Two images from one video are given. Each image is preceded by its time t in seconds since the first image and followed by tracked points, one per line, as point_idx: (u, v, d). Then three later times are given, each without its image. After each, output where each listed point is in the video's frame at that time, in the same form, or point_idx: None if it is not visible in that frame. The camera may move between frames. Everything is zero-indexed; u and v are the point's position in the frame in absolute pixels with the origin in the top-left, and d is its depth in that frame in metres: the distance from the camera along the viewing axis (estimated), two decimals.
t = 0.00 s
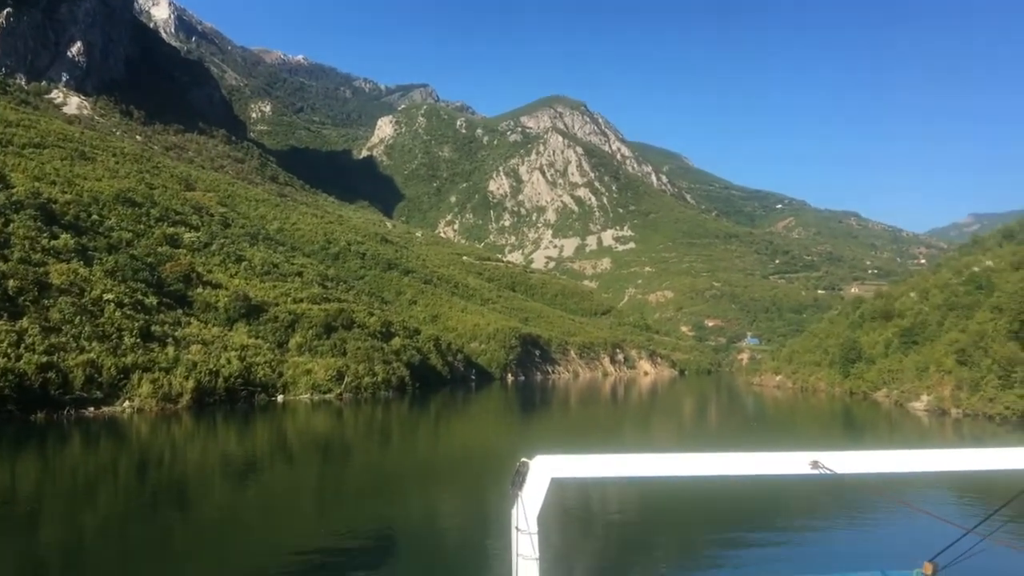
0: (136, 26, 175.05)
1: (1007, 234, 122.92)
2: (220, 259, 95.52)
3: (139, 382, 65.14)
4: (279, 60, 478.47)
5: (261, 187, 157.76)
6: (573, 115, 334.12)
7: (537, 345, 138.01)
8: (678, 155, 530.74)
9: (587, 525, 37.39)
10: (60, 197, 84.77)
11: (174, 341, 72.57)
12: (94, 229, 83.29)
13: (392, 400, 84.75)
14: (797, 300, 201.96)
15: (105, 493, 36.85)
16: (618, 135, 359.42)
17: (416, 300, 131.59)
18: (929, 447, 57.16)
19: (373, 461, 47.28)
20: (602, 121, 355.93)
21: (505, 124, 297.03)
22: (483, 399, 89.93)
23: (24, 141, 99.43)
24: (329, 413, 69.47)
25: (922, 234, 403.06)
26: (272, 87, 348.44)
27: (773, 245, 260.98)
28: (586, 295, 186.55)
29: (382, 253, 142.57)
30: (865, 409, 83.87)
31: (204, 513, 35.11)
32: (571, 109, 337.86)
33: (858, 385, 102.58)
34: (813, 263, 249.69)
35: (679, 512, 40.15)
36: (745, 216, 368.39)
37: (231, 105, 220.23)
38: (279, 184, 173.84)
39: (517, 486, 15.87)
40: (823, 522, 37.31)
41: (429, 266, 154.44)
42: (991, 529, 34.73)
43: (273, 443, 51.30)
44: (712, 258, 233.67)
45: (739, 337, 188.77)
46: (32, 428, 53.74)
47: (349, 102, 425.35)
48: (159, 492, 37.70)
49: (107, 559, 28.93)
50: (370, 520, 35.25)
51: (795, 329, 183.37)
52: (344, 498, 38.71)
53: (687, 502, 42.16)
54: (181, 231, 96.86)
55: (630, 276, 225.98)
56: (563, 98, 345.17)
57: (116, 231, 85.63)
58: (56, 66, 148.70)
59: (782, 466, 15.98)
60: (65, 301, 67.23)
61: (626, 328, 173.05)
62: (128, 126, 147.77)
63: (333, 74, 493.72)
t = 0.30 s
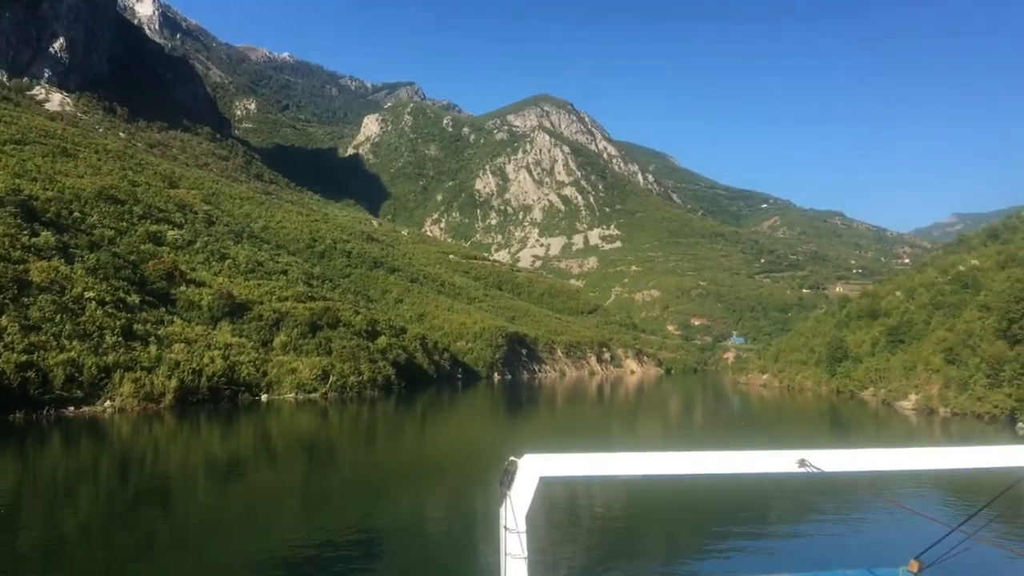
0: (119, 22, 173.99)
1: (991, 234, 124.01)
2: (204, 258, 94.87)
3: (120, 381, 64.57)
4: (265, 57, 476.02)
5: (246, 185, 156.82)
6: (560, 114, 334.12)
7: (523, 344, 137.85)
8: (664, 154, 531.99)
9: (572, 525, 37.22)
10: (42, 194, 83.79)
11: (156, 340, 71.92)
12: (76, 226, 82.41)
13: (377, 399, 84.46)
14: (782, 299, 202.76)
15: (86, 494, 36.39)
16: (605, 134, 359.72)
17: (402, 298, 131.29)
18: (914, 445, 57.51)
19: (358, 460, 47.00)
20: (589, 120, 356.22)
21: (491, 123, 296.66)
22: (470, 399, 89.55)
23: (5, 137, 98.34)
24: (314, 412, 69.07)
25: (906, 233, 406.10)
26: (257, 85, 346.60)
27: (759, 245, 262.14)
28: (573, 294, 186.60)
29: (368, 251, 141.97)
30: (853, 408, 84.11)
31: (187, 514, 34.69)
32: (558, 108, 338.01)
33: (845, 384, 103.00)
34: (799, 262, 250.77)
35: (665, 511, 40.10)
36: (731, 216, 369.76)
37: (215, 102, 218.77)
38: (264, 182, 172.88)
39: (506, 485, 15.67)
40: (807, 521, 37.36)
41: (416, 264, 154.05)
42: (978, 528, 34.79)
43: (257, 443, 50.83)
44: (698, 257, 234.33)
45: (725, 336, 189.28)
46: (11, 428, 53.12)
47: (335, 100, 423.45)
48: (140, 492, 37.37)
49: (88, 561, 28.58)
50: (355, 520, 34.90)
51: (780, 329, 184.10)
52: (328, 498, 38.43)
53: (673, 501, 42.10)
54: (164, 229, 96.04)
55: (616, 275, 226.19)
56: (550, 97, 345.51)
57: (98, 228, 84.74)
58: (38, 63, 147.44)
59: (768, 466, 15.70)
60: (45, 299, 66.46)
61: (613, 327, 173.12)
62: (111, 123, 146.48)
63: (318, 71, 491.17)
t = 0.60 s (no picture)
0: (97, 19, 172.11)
1: (970, 234, 125.40)
2: (182, 256, 93.90)
3: (96, 381, 63.84)
4: (245, 55, 472.38)
5: (225, 183, 155.50)
6: (542, 113, 334.29)
7: (505, 343, 137.66)
8: (645, 154, 533.88)
9: (554, 525, 36.97)
10: (16, 191, 82.47)
11: (133, 339, 71.03)
12: (51, 224, 81.19)
13: (358, 399, 84.03)
14: (763, 299, 203.99)
15: (60, 496, 35.84)
16: (587, 134, 360.05)
17: (383, 298, 130.86)
18: (894, 444, 58.10)
19: (339, 461, 46.68)
20: (571, 120, 356.69)
21: (473, 122, 296.24)
22: (452, 398, 89.14)
23: None
24: (295, 413, 68.53)
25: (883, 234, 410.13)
26: (237, 82, 343.81)
27: (739, 245, 263.61)
28: (554, 293, 186.58)
29: (349, 250, 141.21)
30: (836, 408, 84.48)
31: (164, 515, 34.26)
32: (540, 107, 337.97)
33: (827, 383, 103.73)
34: (779, 262, 252.52)
35: (647, 511, 39.91)
36: (712, 216, 371.61)
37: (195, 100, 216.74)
38: (244, 180, 171.58)
39: (489, 485, 15.35)
40: (789, 520, 37.35)
41: (397, 263, 153.47)
42: (959, 526, 34.94)
43: (236, 444, 50.36)
44: (679, 257, 235.30)
45: (706, 336, 190.16)
46: None
47: (316, 98, 421.09)
48: (116, 492, 36.95)
49: (61, 562, 28.21)
50: (335, 522, 34.56)
51: (761, 328, 185.31)
52: (309, 499, 38.11)
53: (653, 500, 41.96)
54: (142, 227, 94.93)
55: (598, 274, 226.61)
56: (532, 97, 345.57)
57: (74, 226, 83.57)
58: (14, 59, 145.48)
59: (753, 464, 15.50)
60: (19, 298, 65.35)
61: (595, 327, 173.38)
62: (89, 120, 144.59)
63: (299, 69, 487.89)
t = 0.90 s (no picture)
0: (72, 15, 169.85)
1: (947, 235, 126.89)
2: (158, 255, 92.85)
3: (68, 382, 62.99)
4: (223, 53, 468.77)
5: (202, 182, 153.96)
6: (522, 114, 334.47)
7: (485, 344, 137.46)
8: (624, 155, 535.87)
9: (534, 525, 36.82)
10: None
11: (107, 339, 70.05)
12: (24, 222, 79.88)
13: (336, 400, 83.57)
14: (741, 299, 205.30)
15: (32, 497, 35.28)
16: (566, 134, 360.58)
17: (362, 298, 130.31)
18: (873, 444, 58.65)
19: (317, 462, 46.31)
20: (551, 120, 356.91)
21: (454, 121, 295.29)
22: (431, 399, 88.86)
23: None
24: (272, 413, 67.92)
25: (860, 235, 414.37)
26: (215, 80, 340.85)
27: (718, 246, 265.22)
28: (534, 293, 186.59)
29: (328, 250, 140.41)
30: (816, 408, 84.98)
31: (139, 517, 33.82)
32: (520, 107, 338.08)
33: (807, 384, 104.47)
34: (757, 263, 254.34)
35: (626, 512, 39.85)
36: (691, 216, 373.63)
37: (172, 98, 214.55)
38: (221, 179, 170.05)
39: (471, 485, 15.12)
40: (767, 520, 37.48)
41: (377, 264, 152.79)
42: (936, 526, 35.21)
43: (213, 445, 49.93)
44: (659, 258, 236.38)
45: (685, 336, 191.11)
46: None
47: (295, 97, 418.54)
48: (90, 495, 36.37)
49: (33, 566, 27.69)
50: (313, 523, 34.28)
51: (739, 329, 186.60)
52: (287, 500, 37.75)
53: (633, 501, 41.92)
54: (117, 225, 93.73)
55: (578, 275, 227.04)
56: (513, 97, 345.59)
57: (47, 224, 82.29)
58: None
59: (731, 463, 15.41)
60: None
61: (575, 327, 173.61)
62: (63, 118, 142.55)
63: (278, 67, 484.47)
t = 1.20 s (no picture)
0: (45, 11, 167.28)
1: (922, 238, 128.35)
2: (132, 255, 91.63)
3: (38, 384, 62.14)
4: (200, 52, 464.23)
5: (177, 181, 152.24)
6: (501, 115, 334.51)
7: (464, 345, 137.11)
8: (602, 157, 537.62)
9: (512, 527, 36.74)
10: None
11: (78, 340, 68.98)
12: None
13: (313, 402, 82.99)
14: (719, 301, 206.41)
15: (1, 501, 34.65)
16: (545, 136, 360.94)
17: (339, 299, 129.57)
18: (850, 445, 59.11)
19: (294, 464, 45.89)
20: (529, 121, 357.00)
21: (432, 122, 293.42)
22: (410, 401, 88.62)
23: None
24: (248, 415, 67.29)
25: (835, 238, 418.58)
26: (190, 79, 337.39)
27: (695, 248, 266.59)
28: (513, 294, 186.39)
29: (305, 250, 139.39)
30: (795, 410, 85.41)
31: (111, 520, 33.46)
32: (499, 109, 337.94)
33: (785, 385, 105.15)
34: (734, 265, 255.97)
35: (605, 513, 39.80)
36: (668, 218, 375.45)
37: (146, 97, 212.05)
38: (197, 178, 168.31)
39: (452, 487, 14.91)
40: (745, 520, 37.58)
41: (355, 264, 151.93)
42: (913, 526, 35.48)
43: (187, 447, 49.49)
44: (637, 260, 237.11)
45: (663, 337, 191.83)
46: None
47: (272, 96, 415.34)
48: (62, 498, 35.78)
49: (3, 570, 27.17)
50: (290, 525, 34.09)
51: (716, 331, 187.67)
52: (264, 503, 37.38)
53: (612, 502, 41.91)
54: (89, 225, 92.40)
55: (557, 276, 227.18)
56: (491, 98, 345.30)
57: (18, 223, 80.88)
58: None
59: (711, 463, 15.32)
60: None
61: (553, 329, 173.55)
62: (35, 115, 140.27)
63: (254, 66, 480.25)
